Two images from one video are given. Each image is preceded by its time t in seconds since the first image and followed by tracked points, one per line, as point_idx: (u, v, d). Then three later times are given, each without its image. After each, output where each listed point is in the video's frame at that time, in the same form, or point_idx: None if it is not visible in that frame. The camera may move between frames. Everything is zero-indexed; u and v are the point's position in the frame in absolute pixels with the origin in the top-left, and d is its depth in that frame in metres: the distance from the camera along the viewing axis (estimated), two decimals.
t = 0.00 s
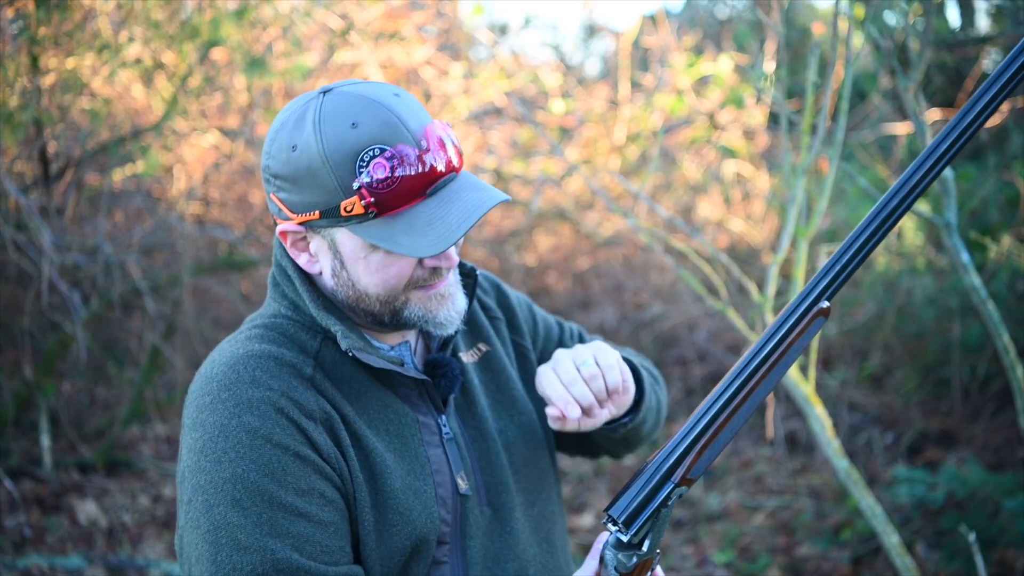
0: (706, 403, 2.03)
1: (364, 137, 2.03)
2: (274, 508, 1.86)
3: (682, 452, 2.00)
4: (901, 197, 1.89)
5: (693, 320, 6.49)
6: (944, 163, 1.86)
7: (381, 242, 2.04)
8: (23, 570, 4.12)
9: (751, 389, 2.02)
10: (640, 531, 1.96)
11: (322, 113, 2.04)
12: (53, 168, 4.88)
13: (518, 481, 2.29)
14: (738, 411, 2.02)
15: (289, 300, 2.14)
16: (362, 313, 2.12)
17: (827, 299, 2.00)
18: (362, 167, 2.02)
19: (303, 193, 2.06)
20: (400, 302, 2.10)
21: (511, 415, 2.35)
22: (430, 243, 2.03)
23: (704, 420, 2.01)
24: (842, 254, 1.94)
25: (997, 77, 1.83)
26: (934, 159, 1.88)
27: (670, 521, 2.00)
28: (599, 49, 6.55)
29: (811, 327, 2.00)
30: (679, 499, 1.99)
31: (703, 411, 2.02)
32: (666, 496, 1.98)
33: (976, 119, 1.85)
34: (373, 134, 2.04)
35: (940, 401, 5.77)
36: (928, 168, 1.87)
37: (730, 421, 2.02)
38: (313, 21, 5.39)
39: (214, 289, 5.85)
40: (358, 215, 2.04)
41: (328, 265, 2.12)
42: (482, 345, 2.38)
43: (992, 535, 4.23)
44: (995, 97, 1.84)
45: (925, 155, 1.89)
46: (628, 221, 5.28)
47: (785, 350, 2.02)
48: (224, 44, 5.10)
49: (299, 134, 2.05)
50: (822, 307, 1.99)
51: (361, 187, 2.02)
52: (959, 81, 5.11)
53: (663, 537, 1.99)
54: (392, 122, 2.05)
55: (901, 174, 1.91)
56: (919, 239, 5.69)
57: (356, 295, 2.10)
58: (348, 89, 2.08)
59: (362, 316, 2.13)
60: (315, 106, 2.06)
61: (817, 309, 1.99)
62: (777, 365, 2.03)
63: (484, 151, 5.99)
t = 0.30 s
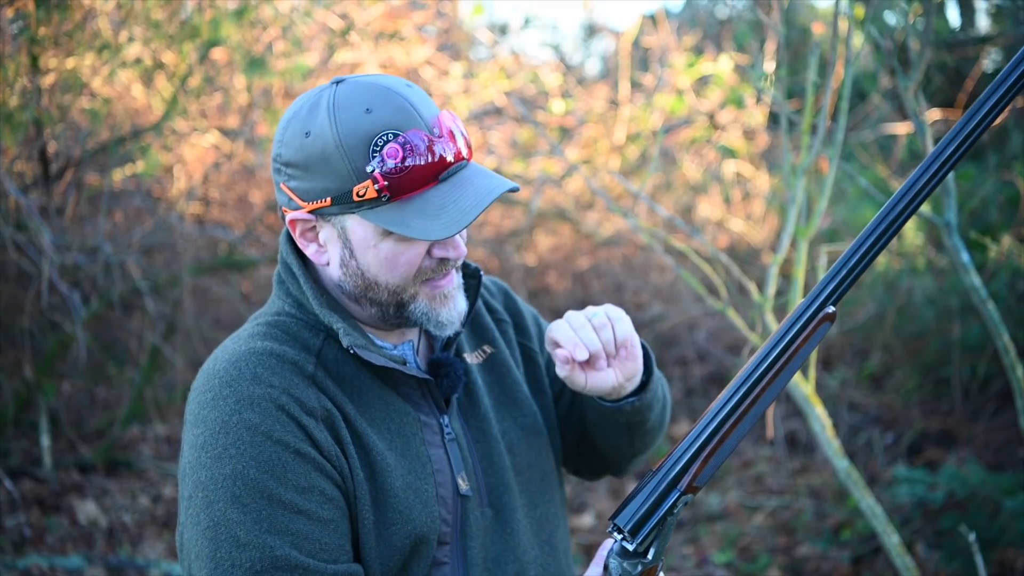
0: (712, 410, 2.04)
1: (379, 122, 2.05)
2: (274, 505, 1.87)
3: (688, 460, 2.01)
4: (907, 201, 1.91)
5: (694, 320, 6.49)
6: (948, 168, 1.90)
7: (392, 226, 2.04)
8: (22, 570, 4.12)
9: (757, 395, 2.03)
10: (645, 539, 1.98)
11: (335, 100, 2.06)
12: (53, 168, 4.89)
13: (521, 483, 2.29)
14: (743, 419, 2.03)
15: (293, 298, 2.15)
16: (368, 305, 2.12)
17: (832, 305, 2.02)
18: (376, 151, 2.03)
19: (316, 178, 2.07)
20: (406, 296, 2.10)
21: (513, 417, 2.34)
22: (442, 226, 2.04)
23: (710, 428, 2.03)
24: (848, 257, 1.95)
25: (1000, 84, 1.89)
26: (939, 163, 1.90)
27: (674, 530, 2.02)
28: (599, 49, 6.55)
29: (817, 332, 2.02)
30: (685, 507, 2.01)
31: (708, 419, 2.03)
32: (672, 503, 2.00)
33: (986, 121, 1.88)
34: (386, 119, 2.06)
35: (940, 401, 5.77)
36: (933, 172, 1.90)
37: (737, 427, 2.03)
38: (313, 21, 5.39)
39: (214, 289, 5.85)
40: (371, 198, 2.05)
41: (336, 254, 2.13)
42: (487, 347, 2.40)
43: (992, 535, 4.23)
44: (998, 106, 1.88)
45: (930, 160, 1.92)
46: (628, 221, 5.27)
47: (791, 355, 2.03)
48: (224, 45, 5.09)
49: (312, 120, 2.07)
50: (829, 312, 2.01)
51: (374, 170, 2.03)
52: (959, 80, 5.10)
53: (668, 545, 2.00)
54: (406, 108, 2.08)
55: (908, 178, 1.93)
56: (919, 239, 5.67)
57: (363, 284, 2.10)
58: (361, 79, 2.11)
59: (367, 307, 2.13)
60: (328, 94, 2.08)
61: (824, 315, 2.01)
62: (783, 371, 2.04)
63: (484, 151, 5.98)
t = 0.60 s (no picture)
0: (719, 419, 2.06)
1: (401, 121, 2.06)
2: (277, 503, 1.87)
3: (696, 470, 2.03)
4: (910, 204, 1.92)
5: (693, 320, 6.49)
6: (951, 170, 1.91)
7: (399, 225, 2.03)
8: (23, 570, 4.13)
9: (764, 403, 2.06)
10: (655, 549, 1.99)
11: (362, 95, 2.08)
12: (53, 168, 4.89)
13: (520, 484, 2.30)
14: (750, 427, 2.05)
15: (295, 297, 2.16)
16: (371, 304, 2.12)
17: (838, 309, 2.04)
18: (393, 149, 2.04)
19: (332, 169, 2.08)
20: (409, 300, 2.09)
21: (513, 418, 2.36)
22: (450, 230, 2.03)
23: (718, 437, 2.05)
24: (852, 263, 1.96)
25: (999, 85, 1.89)
26: (942, 165, 1.90)
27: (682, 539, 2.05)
28: (599, 49, 6.56)
29: (822, 337, 2.05)
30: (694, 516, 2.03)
31: (716, 428, 2.06)
32: (681, 513, 2.02)
33: (990, 117, 1.89)
34: (408, 120, 2.07)
35: (940, 401, 5.77)
36: (936, 175, 1.90)
37: (745, 435, 2.06)
38: (313, 21, 5.38)
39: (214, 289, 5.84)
40: (381, 195, 2.04)
41: (344, 249, 2.13)
42: (487, 346, 2.41)
43: (992, 535, 4.24)
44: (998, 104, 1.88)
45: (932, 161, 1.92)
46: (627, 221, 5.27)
47: (797, 361, 2.07)
48: (224, 45, 5.08)
49: (337, 112, 2.09)
50: (834, 316, 2.04)
51: (389, 166, 2.03)
52: (959, 80, 5.07)
53: (676, 554, 2.03)
54: (430, 112, 2.09)
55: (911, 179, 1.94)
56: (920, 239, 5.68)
57: (367, 282, 2.10)
58: (392, 79, 2.13)
59: (370, 306, 2.12)
60: (357, 89, 2.11)
61: (829, 320, 2.04)
62: (788, 379, 2.06)
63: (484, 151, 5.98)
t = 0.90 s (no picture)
0: (722, 422, 2.10)
1: (415, 129, 2.07)
2: (267, 501, 1.88)
3: (696, 473, 2.07)
4: (922, 210, 2.02)
5: (693, 320, 6.49)
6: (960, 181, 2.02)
7: (405, 233, 2.03)
8: (23, 570, 4.13)
9: (766, 407, 2.09)
10: (652, 551, 2.03)
11: (381, 101, 2.09)
12: (53, 168, 4.90)
13: (517, 491, 2.28)
14: (751, 431, 2.10)
15: (294, 296, 2.16)
16: (371, 308, 2.12)
17: (843, 316, 2.10)
18: (405, 157, 2.04)
19: (344, 173, 2.09)
20: (410, 311, 2.08)
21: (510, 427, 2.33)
22: (456, 240, 2.02)
23: (720, 440, 2.09)
24: (861, 267, 2.04)
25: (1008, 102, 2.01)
26: (954, 174, 2.01)
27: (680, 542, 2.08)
28: (599, 50, 6.57)
29: (827, 343, 2.11)
30: (692, 519, 2.07)
31: (718, 431, 2.09)
32: (680, 516, 2.06)
33: (999, 131, 2.00)
34: (423, 129, 2.07)
35: (940, 401, 5.78)
36: (948, 182, 2.01)
37: (745, 438, 2.10)
38: (313, 21, 5.38)
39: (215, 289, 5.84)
40: (388, 202, 2.05)
41: (350, 254, 2.14)
42: (489, 355, 2.38)
43: (992, 535, 4.24)
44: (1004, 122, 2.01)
45: (946, 170, 2.03)
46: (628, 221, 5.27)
47: (802, 365, 2.10)
48: (224, 45, 5.07)
49: (356, 115, 2.10)
50: (839, 323, 2.10)
51: (398, 174, 2.04)
52: (959, 81, 5.05)
53: (672, 557, 2.07)
54: (445, 122, 2.10)
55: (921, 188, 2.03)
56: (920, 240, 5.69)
57: (369, 288, 2.10)
58: (414, 87, 2.14)
59: (371, 311, 2.13)
60: (377, 95, 2.12)
61: (834, 326, 2.10)
62: (793, 383, 2.09)
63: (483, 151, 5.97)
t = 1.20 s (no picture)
0: (719, 428, 2.09)
1: (427, 108, 2.10)
2: (269, 500, 1.88)
3: (692, 481, 2.07)
4: (917, 212, 2.01)
5: (693, 319, 6.49)
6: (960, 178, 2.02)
7: (415, 207, 2.04)
8: (23, 570, 4.13)
9: (762, 414, 2.10)
10: (647, 561, 2.03)
11: (395, 85, 2.13)
12: (53, 168, 4.90)
13: (523, 498, 2.28)
14: (748, 437, 2.09)
15: (306, 294, 2.16)
16: (381, 293, 2.12)
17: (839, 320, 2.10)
18: (416, 132, 2.06)
19: (358, 153, 2.11)
20: (419, 292, 2.08)
21: (518, 434, 2.33)
22: (464, 213, 2.03)
23: (716, 446, 2.08)
24: (857, 271, 2.04)
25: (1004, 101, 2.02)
26: (950, 175, 2.01)
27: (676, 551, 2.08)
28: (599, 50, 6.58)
29: (823, 347, 2.10)
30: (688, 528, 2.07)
31: (714, 438, 2.09)
32: (676, 525, 2.05)
33: (997, 129, 2.01)
34: (435, 109, 2.10)
35: (940, 401, 5.78)
36: (944, 183, 2.01)
37: (743, 445, 2.10)
38: (313, 21, 5.37)
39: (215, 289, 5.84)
40: (399, 177, 2.06)
41: (360, 237, 2.14)
42: (499, 361, 2.40)
43: (992, 535, 4.23)
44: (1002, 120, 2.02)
45: (941, 170, 2.02)
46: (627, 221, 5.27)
47: (798, 371, 2.11)
48: (224, 45, 5.07)
49: (370, 98, 2.14)
50: (835, 327, 2.10)
51: (410, 148, 2.06)
52: (959, 81, 5.05)
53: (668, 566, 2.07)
54: (458, 104, 2.12)
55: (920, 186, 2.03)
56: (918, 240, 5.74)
57: (379, 270, 2.10)
58: (429, 75, 2.19)
59: (381, 299, 2.13)
60: (393, 81, 2.16)
61: (831, 330, 2.10)
62: (789, 389, 2.10)
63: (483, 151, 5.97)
